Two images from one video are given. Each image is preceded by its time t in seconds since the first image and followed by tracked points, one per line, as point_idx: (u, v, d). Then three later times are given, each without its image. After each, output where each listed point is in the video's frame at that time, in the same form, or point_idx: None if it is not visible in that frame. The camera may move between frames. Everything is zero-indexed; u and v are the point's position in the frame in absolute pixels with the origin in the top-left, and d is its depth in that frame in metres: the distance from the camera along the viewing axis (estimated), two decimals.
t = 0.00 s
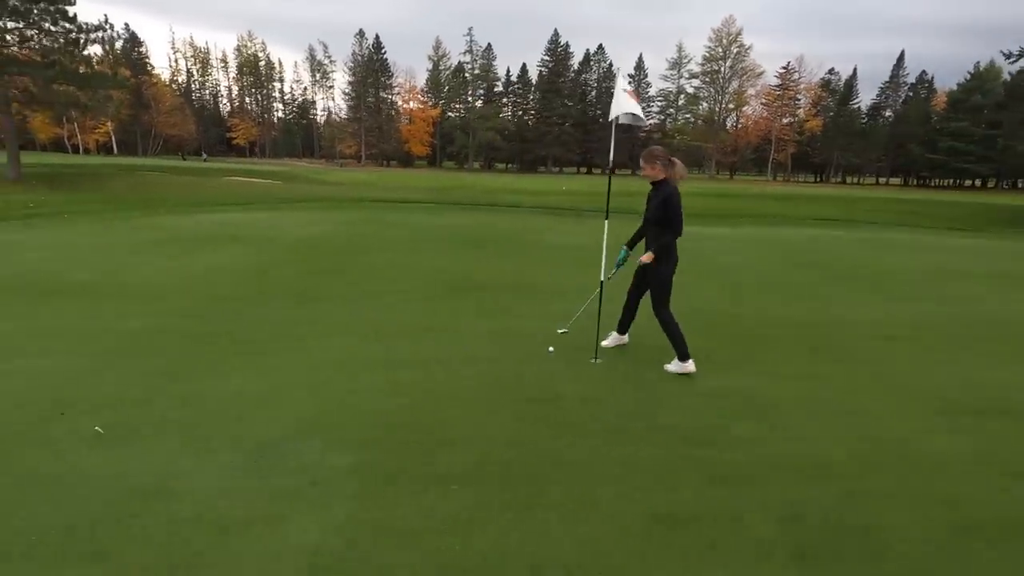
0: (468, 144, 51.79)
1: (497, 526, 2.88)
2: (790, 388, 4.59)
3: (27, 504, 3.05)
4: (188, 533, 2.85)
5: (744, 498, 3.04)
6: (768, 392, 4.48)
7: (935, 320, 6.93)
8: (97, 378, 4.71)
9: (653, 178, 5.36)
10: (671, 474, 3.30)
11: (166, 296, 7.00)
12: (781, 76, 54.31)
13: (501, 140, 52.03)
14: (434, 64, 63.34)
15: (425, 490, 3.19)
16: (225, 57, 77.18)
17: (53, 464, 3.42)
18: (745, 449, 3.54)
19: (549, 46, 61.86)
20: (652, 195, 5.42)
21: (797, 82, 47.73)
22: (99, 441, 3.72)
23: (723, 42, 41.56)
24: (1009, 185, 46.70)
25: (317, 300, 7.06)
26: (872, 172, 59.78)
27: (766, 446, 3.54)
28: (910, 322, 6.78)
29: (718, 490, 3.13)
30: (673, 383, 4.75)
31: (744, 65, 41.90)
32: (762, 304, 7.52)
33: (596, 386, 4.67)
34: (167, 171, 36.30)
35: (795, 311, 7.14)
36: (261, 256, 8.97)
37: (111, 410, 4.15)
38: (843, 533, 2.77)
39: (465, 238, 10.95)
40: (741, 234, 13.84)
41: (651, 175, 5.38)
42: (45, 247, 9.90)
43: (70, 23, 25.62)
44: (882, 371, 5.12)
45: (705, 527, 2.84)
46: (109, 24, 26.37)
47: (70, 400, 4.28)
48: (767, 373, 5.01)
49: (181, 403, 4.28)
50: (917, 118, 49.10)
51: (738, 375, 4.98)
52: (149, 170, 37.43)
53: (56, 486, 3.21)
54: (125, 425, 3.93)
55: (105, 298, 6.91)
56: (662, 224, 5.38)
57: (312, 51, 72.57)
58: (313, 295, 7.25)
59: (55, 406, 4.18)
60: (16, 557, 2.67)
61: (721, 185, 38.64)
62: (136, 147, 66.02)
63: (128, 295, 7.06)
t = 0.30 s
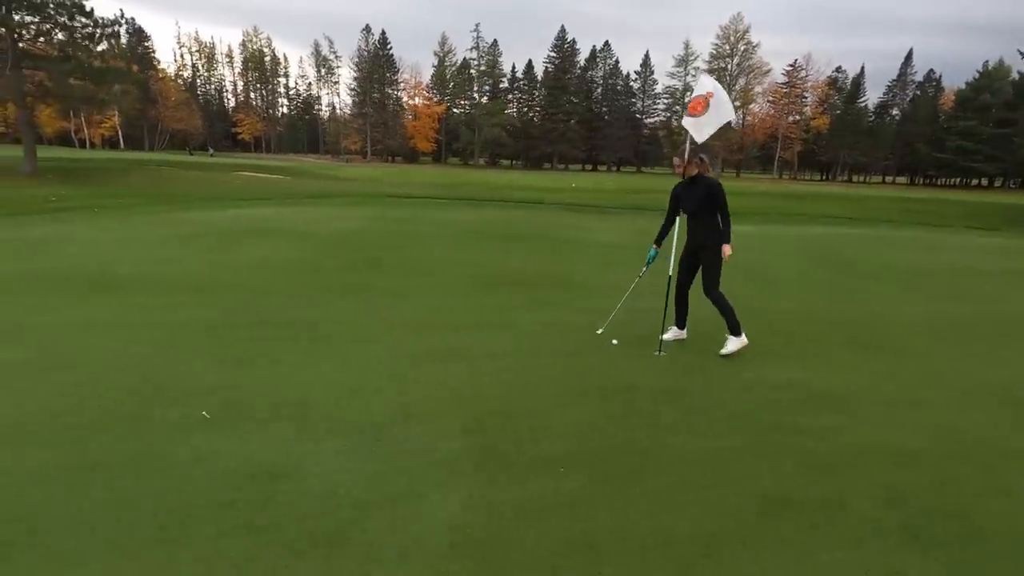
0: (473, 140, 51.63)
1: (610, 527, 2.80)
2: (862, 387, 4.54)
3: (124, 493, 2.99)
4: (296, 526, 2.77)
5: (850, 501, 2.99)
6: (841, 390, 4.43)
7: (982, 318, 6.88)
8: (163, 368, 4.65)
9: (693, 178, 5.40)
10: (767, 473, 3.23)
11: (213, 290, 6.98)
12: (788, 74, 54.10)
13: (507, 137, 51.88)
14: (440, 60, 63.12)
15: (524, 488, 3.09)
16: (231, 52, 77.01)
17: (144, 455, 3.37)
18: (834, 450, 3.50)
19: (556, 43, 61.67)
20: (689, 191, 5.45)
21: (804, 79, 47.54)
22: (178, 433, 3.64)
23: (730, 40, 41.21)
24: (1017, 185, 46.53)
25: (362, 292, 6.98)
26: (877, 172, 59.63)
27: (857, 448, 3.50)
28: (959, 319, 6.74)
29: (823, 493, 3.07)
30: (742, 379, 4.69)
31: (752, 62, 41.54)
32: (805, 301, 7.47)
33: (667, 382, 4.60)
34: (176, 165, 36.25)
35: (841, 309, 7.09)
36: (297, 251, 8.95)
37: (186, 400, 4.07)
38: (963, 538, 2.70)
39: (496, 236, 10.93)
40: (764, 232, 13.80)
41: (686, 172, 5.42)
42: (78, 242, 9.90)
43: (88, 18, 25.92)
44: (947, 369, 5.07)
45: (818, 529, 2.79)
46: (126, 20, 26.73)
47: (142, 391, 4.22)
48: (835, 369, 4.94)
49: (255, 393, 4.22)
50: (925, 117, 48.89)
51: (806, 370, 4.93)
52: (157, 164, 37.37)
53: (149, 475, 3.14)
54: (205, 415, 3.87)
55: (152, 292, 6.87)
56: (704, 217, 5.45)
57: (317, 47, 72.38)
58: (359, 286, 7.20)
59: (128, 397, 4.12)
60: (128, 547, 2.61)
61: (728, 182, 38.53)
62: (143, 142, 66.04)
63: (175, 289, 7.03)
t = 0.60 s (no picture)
0: (476, 141, 51.69)
1: (678, 504, 3.00)
2: (894, 384, 4.75)
3: (219, 470, 3.19)
4: (386, 499, 2.97)
5: (897, 486, 3.20)
6: (874, 387, 4.64)
7: (1000, 321, 7.08)
8: (223, 358, 4.85)
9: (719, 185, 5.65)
10: (818, 461, 3.44)
11: (252, 286, 7.16)
12: (791, 77, 54.24)
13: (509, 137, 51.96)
14: (444, 60, 63.22)
15: (590, 470, 3.30)
16: (234, 50, 77.00)
17: (227, 436, 3.56)
18: (877, 441, 3.71)
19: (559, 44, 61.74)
20: (714, 195, 5.72)
21: (807, 83, 47.65)
22: (254, 416, 3.83)
23: (734, 43, 41.32)
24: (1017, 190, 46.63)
25: (395, 288, 7.17)
26: (878, 176, 59.78)
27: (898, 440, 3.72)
28: (973, 321, 6.94)
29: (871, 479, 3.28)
30: (779, 375, 4.90)
31: (756, 66, 41.67)
32: (826, 302, 7.68)
33: (708, 377, 4.80)
34: (181, 162, 36.31)
35: (861, 310, 7.30)
36: (326, 250, 9.12)
37: (252, 386, 4.26)
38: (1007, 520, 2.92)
39: (516, 236, 11.12)
40: (775, 234, 13.99)
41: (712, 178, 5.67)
42: (108, 238, 10.07)
43: (101, 15, 25.95)
44: (972, 368, 5.29)
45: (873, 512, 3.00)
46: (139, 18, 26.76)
47: (208, 378, 4.41)
48: (860, 366, 5.14)
49: (315, 381, 4.42)
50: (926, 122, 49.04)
51: (838, 368, 5.14)
52: (163, 160, 37.42)
53: (237, 455, 3.34)
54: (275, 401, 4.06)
55: (194, 288, 7.05)
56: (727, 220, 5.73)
57: (320, 45, 72.37)
58: (391, 283, 7.39)
59: (197, 384, 4.32)
60: (235, 519, 2.80)
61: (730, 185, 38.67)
62: (146, 138, 66.09)
63: (215, 284, 7.22)
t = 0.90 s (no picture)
0: (474, 145, 51.93)
1: (708, 474, 3.36)
2: (898, 373, 5.11)
3: (292, 443, 3.52)
4: (447, 470, 3.31)
5: (905, 457, 3.56)
6: (879, 376, 5.00)
7: (996, 320, 7.39)
8: (271, 348, 5.17)
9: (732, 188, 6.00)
10: (833, 436, 3.79)
11: (282, 283, 7.48)
12: (787, 83, 54.76)
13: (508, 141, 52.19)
14: (441, 64, 63.52)
15: (627, 446, 3.65)
16: (232, 53, 77.01)
17: (292, 416, 3.89)
18: (885, 422, 4.07)
19: (557, 49, 62.09)
20: (728, 196, 6.06)
21: (802, 89, 48.13)
22: (313, 397, 4.16)
23: (729, 49, 41.78)
24: (1009, 195, 47.12)
25: (417, 288, 7.44)
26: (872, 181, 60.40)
27: (905, 420, 4.08)
28: (971, 320, 7.26)
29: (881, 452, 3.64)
30: (791, 365, 5.26)
31: (751, 71, 42.07)
32: (829, 300, 8.05)
33: (724, 366, 5.16)
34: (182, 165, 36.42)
35: (862, 308, 7.67)
36: (344, 251, 9.38)
37: (306, 372, 4.60)
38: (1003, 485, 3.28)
39: (526, 238, 11.45)
40: (775, 237, 14.31)
41: (729, 179, 6.00)
42: (132, 239, 10.34)
43: (107, 19, 25.69)
44: (970, 359, 5.65)
45: (885, 485, 3.29)
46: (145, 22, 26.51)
47: (261, 366, 4.74)
48: (866, 360, 5.44)
49: (356, 370, 4.70)
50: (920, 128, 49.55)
51: (845, 358, 5.50)
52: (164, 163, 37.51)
53: (305, 429, 3.68)
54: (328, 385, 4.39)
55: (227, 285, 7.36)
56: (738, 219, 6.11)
57: (319, 49, 72.53)
58: (411, 283, 7.66)
59: (253, 371, 4.64)
60: (315, 484, 3.14)
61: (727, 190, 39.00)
62: (144, 141, 66.01)
63: (247, 282, 7.52)
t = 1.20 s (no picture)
0: (472, 149, 52.12)
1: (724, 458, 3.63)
2: (899, 368, 5.39)
3: (337, 432, 3.75)
4: (485, 454, 3.55)
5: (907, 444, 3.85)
6: (885, 371, 5.26)
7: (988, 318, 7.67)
8: (301, 346, 5.37)
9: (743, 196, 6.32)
10: (841, 426, 4.06)
11: (302, 286, 7.68)
12: (781, 87, 55.24)
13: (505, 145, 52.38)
14: (437, 68, 63.63)
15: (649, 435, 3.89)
16: (229, 59, 76.96)
17: (332, 407, 4.12)
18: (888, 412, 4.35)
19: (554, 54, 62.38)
20: (738, 201, 6.36)
21: (796, 93, 48.54)
22: (349, 392, 4.39)
23: (724, 53, 42.07)
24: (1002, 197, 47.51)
25: (432, 289, 7.69)
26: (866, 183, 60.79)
27: (907, 411, 4.35)
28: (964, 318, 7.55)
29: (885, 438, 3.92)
30: (798, 361, 5.52)
31: (746, 75, 42.31)
32: (831, 299, 8.32)
33: (736, 362, 5.41)
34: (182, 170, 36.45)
35: (864, 306, 7.95)
36: (356, 255, 9.61)
37: (339, 368, 4.82)
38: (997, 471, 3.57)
39: (533, 241, 11.65)
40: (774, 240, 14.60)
41: (741, 184, 6.29)
42: (147, 244, 10.47)
43: (111, 26, 24.92)
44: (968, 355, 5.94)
45: (887, 468, 3.56)
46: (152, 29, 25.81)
47: (294, 363, 4.95)
48: (866, 356, 5.72)
49: (385, 367, 4.95)
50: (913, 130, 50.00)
51: (850, 353, 5.77)
52: (163, 168, 37.54)
53: (348, 421, 3.90)
54: (361, 381, 4.61)
55: (248, 288, 7.55)
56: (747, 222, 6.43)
57: (315, 55, 72.61)
58: (426, 285, 7.91)
59: (287, 367, 4.86)
60: (364, 464, 3.38)
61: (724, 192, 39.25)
62: (140, 146, 65.83)
63: (267, 284, 7.72)
